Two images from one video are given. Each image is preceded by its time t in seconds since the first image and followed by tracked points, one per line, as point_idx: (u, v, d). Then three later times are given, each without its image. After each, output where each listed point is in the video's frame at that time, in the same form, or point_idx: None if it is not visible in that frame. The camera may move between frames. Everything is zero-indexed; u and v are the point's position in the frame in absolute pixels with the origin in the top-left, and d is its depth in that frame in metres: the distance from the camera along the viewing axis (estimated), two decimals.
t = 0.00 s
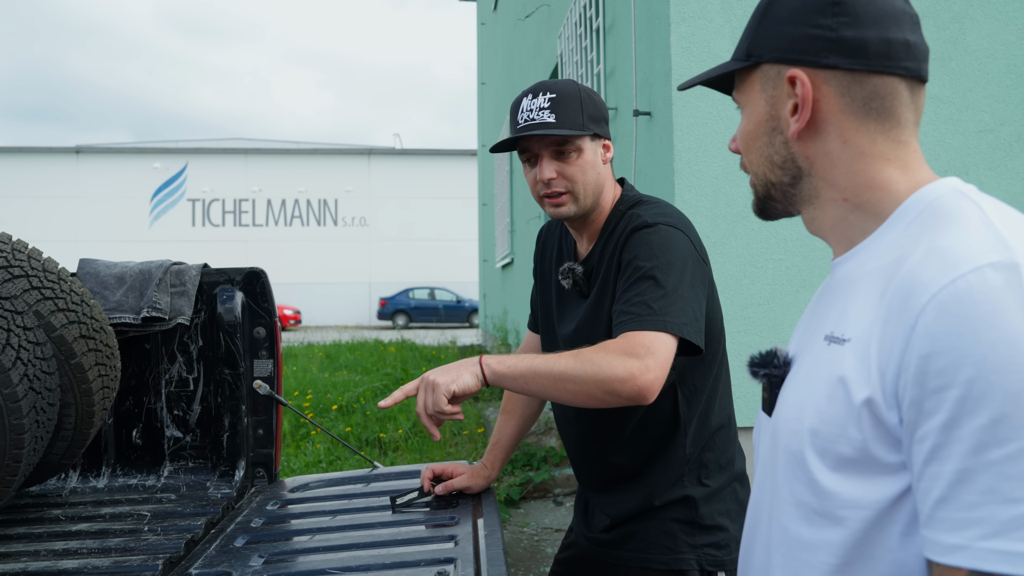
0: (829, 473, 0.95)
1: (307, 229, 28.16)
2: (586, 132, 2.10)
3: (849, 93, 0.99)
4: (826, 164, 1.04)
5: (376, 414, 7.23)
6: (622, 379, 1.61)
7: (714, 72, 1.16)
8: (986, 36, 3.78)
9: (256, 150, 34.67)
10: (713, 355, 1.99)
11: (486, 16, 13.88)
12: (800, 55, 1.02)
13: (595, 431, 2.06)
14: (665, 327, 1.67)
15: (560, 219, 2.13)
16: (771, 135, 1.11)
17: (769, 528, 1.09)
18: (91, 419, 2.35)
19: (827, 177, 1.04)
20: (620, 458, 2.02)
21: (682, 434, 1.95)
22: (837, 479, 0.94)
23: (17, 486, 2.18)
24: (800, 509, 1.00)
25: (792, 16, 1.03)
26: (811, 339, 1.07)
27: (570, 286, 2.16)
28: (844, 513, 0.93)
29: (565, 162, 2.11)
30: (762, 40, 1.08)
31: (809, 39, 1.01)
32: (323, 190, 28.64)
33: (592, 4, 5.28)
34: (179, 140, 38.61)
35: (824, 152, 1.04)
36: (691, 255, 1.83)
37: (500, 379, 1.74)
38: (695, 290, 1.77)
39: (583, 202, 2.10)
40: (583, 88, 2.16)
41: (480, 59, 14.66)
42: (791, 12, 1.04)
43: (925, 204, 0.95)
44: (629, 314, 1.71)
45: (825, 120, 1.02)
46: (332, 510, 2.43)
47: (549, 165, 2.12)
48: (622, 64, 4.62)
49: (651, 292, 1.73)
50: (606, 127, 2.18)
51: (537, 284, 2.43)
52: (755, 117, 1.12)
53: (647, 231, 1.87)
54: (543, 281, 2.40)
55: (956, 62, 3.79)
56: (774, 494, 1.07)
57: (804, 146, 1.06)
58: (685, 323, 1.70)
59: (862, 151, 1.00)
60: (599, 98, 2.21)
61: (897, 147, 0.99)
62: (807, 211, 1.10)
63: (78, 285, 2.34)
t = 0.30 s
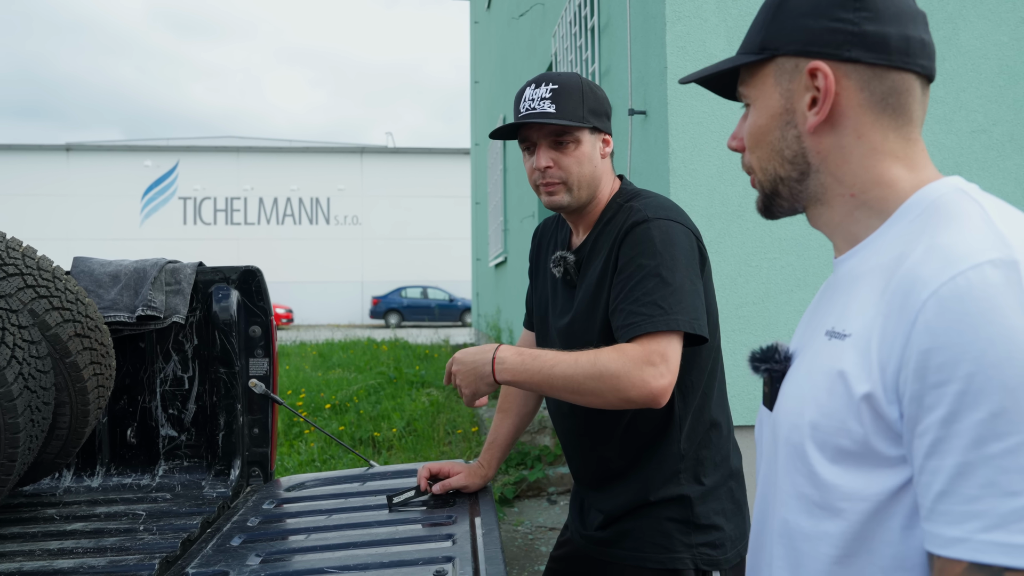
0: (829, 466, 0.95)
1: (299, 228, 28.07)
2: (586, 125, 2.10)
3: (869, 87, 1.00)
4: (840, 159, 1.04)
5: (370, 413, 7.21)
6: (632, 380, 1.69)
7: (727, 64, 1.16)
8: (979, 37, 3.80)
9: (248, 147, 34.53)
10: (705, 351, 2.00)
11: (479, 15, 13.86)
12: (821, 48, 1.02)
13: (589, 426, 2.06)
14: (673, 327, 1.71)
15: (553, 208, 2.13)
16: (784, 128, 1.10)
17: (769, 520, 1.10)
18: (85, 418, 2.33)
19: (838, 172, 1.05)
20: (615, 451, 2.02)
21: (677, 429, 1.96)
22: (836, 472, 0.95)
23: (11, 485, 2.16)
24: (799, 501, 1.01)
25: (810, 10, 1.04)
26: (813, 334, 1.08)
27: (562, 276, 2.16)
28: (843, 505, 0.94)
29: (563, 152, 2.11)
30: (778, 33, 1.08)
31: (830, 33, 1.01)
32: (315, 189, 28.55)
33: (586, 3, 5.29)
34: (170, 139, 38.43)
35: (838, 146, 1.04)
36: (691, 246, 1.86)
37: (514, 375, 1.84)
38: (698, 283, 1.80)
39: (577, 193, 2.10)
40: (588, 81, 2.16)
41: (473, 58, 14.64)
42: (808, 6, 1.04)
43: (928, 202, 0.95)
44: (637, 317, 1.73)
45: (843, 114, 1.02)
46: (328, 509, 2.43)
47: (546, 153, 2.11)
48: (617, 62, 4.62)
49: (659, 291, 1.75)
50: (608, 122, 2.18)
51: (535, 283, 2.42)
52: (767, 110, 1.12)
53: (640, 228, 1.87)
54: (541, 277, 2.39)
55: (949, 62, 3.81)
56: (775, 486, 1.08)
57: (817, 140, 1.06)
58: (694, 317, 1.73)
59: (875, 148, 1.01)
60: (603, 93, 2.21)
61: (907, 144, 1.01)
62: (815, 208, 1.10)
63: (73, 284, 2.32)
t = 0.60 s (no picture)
0: (815, 459, 0.97)
1: (291, 227, 27.99)
2: (605, 112, 2.11)
3: (881, 91, 1.02)
4: (846, 161, 1.06)
5: (362, 413, 7.19)
6: (662, 381, 1.75)
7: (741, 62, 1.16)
8: (972, 38, 3.83)
9: (240, 146, 34.38)
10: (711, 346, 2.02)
11: (472, 14, 13.84)
12: (839, 50, 1.03)
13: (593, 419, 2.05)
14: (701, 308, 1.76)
15: (568, 192, 2.14)
16: (795, 128, 1.11)
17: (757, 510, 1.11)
18: (78, 417, 2.32)
19: (843, 174, 1.07)
20: (616, 449, 2.03)
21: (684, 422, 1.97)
22: (822, 465, 0.96)
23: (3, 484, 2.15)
24: (786, 493, 1.02)
25: (828, 12, 1.05)
26: (804, 332, 1.09)
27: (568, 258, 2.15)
28: (827, 496, 0.96)
29: (581, 137, 2.13)
30: (794, 34, 1.08)
31: (848, 36, 1.02)
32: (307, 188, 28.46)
33: (580, 3, 5.29)
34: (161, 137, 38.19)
35: (847, 149, 1.06)
36: (706, 234, 1.90)
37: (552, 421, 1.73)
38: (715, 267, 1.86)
39: (593, 179, 2.11)
40: (607, 72, 2.17)
41: (466, 57, 14.61)
42: (826, 9, 1.05)
43: (917, 206, 0.97)
44: (666, 300, 1.77)
45: (854, 116, 1.04)
46: (322, 508, 2.42)
47: (566, 138, 2.13)
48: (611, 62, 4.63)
49: (683, 274, 1.79)
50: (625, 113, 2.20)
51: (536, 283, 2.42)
52: (778, 110, 1.13)
53: (658, 213, 1.89)
54: (545, 272, 2.38)
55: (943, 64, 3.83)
56: (760, 479, 1.10)
57: (827, 141, 1.08)
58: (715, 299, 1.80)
59: (881, 152, 1.04)
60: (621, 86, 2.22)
61: (908, 150, 1.04)
62: (815, 209, 1.12)
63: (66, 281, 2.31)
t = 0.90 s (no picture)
0: (825, 459, 1.00)
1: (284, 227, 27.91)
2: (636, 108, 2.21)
3: (852, 107, 1.05)
4: (823, 174, 1.08)
5: (356, 413, 7.19)
6: (721, 377, 1.81)
7: (716, 85, 1.18)
8: (962, 39, 3.85)
9: (233, 145, 34.26)
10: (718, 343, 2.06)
11: (465, 14, 13.84)
12: (811, 70, 1.06)
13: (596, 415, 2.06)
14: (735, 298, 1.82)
15: (608, 186, 2.12)
16: (773, 144, 1.13)
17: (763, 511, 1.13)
18: (71, 417, 2.31)
19: (820, 186, 1.09)
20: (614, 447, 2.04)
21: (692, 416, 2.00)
22: (831, 462, 1.00)
23: None
24: (795, 492, 1.06)
25: (799, 34, 1.07)
26: (794, 339, 1.13)
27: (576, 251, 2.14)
28: (844, 491, 0.99)
29: (616, 132, 2.17)
30: (768, 55, 1.11)
31: (819, 56, 1.06)
32: (300, 187, 28.39)
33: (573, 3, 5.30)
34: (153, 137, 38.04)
35: (823, 162, 1.08)
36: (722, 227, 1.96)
37: (623, 443, 1.84)
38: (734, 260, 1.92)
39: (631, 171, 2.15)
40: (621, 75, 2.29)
41: (459, 57, 14.61)
42: (796, 32, 1.08)
43: (892, 210, 1.01)
44: (700, 291, 1.81)
45: (829, 131, 1.06)
46: (315, 508, 2.42)
47: (603, 132, 2.15)
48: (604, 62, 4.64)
49: (713, 265, 1.85)
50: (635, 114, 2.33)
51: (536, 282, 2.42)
52: (756, 127, 1.14)
53: (680, 208, 1.95)
54: (544, 271, 2.38)
55: (933, 64, 3.86)
56: (766, 484, 1.12)
57: (803, 156, 1.10)
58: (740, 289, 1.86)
59: (856, 164, 1.06)
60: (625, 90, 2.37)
61: (880, 161, 1.07)
62: (796, 222, 1.13)
63: (58, 282, 2.30)
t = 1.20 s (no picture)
0: (840, 460, 1.05)
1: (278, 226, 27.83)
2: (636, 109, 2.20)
3: (811, 122, 1.13)
4: (789, 186, 1.16)
5: (349, 413, 7.18)
6: (711, 377, 1.84)
7: (680, 108, 1.25)
8: (952, 41, 3.88)
9: (227, 144, 34.12)
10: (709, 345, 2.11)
11: (459, 13, 13.83)
12: (769, 89, 1.14)
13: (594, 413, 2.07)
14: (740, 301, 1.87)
15: (609, 187, 2.15)
16: (740, 161, 1.20)
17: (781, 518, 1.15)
18: (63, 418, 2.30)
19: (787, 198, 1.16)
20: (610, 446, 2.05)
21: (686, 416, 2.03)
22: (848, 458, 1.04)
23: None
24: (811, 494, 1.09)
25: (755, 56, 1.15)
26: (790, 346, 1.18)
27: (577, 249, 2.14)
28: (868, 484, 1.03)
29: (616, 133, 2.18)
30: (728, 77, 1.18)
31: (776, 75, 1.13)
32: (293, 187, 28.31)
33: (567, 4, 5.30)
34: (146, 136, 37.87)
35: (788, 175, 1.15)
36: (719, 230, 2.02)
37: (610, 430, 1.90)
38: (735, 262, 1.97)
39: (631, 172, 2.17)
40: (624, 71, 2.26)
41: (454, 56, 14.59)
42: (752, 54, 1.15)
43: (866, 211, 1.07)
44: (706, 293, 1.85)
45: (791, 146, 1.14)
46: (308, 507, 2.42)
47: (603, 134, 2.16)
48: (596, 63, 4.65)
49: (720, 267, 1.89)
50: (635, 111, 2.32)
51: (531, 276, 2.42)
52: (721, 147, 1.22)
53: (688, 212, 1.98)
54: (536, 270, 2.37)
55: (924, 66, 3.88)
56: (778, 491, 1.15)
57: (768, 170, 1.17)
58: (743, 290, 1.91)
59: (820, 175, 1.14)
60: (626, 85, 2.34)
61: (844, 170, 1.14)
62: (770, 233, 1.21)
63: (50, 282, 2.29)
